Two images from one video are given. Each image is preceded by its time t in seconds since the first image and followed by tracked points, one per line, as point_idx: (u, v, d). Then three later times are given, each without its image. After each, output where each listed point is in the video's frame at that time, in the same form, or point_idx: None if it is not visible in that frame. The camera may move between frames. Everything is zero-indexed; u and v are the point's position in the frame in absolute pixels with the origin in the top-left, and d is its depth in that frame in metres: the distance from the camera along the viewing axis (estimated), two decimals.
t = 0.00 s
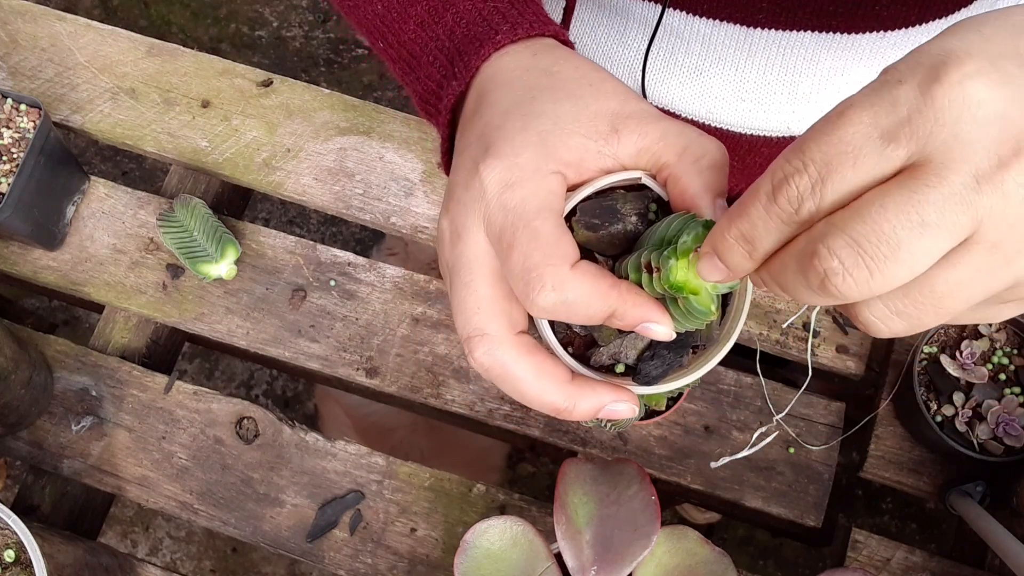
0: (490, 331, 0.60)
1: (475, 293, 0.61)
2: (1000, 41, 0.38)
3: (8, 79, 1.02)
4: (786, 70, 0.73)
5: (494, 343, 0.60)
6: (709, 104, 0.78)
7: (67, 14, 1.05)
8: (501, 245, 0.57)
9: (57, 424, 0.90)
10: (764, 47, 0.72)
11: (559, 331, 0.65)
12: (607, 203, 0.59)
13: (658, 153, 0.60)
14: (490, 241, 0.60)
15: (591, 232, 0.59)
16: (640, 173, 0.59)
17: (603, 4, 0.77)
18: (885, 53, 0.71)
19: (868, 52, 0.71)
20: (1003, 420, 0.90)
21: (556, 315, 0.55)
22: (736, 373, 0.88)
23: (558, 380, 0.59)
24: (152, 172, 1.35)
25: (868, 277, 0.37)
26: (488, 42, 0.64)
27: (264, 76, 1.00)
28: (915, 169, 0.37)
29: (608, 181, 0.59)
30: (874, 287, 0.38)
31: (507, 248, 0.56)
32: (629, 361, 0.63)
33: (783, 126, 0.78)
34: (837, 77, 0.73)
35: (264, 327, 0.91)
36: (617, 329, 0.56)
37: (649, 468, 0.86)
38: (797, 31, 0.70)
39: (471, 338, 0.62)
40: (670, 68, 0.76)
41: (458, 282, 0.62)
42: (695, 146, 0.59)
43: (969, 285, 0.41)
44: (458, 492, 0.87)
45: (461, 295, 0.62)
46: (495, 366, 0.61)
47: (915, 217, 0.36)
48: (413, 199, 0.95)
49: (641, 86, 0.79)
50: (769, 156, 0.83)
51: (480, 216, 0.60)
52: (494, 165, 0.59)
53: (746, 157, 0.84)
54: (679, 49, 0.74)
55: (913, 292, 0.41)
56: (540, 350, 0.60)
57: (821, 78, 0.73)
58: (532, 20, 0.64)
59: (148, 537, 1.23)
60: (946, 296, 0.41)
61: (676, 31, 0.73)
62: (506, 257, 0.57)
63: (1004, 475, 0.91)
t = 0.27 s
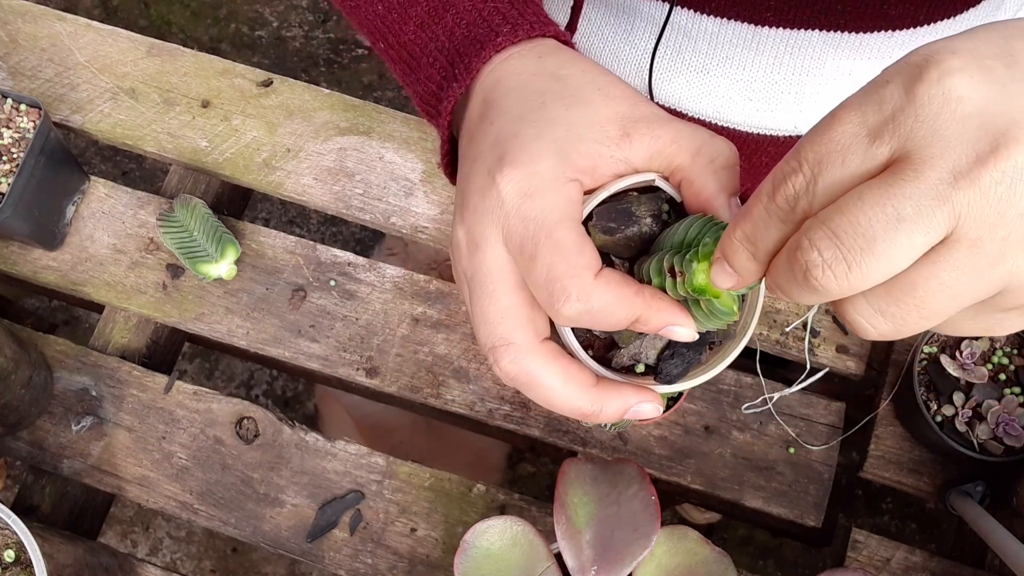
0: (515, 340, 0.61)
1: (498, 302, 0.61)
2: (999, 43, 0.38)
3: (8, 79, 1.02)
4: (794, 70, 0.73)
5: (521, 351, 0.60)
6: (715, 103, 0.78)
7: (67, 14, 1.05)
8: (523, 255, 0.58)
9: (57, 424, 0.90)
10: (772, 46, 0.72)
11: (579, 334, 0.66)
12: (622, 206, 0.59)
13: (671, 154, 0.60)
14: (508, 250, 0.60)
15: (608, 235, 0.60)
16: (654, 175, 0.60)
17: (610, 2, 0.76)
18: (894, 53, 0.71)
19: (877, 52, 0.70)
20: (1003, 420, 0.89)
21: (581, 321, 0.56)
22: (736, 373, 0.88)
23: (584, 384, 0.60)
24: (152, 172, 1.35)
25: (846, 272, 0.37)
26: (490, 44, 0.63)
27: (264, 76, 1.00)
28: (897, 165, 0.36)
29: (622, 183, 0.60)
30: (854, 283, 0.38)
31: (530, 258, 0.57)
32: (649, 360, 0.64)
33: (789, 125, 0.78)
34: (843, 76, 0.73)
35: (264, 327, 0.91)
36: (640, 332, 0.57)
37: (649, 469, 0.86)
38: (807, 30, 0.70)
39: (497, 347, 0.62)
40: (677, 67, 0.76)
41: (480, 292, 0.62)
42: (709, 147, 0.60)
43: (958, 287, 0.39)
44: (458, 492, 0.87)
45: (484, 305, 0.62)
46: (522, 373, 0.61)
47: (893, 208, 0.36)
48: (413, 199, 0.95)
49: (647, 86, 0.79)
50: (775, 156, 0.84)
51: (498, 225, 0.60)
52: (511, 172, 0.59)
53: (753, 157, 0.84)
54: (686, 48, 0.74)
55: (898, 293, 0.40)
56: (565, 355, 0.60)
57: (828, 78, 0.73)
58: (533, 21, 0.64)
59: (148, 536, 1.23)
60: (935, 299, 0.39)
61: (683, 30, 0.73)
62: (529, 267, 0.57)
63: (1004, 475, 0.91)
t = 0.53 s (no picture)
0: (525, 339, 0.60)
1: (508, 301, 0.60)
2: (988, 38, 0.37)
3: (8, 79, 1.02)
4: (800, 71, 0.73)
5: (530, 350, 0.59)
6: (722, 104, 0.77)
7: (67, 13, 1.05)
8: (534, 254, 0.57)
9: (57, 424, 0.90)
10: (779, 46, 0.71)
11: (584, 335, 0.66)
12: (631, 209, 0.60)
13: (681, 160, 0.60)
14: (520, 250, 0.59)
15: (616, 237, 0.61)
16: (663, 178, 0.60)
17: (615, 4, 0.76)
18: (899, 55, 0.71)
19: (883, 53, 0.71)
20: (1003, 420, 0.90)
21: (591, 321, 0.55)
22: (736, 373, 0.89)
23: (592, 385, 0.59)
24: (151, 172, 1.35)
25: (841, 265, 0.37)
26: (499, 44, 0.63)
27: (264, 76, 1.00)
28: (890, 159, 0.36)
29: (632, 185, 0.60)
30: (849, 275, 0.38)
31: (542, 258, 0.56)
32: (654, 362, 0.65)
33: (795, 127, 0.78)
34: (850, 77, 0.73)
35: (264, 327, 0.91)
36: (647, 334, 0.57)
37: (650, 469, 0.86)
38: (812, 31, 0.70)
39: (505, 346, 0.61)
40: (684, 67, 0.75)
41: (489, 290, 0.60)
42: (720, 150, 0.60)
43: (954, 278, 0.38)
44: (458, 492, 0.87)
45: (493, 303, 0.60)
46: (530, 372, 0.60)
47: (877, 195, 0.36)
48: (413, 199, 0.95)
49: (653, 86, 0.78)
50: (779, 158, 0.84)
51: (511, 224, 0.59)
52: (524, 173, 0.58)
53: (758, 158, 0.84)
54: (693, 49, 0.74)
55: (898, 287, 0.39)
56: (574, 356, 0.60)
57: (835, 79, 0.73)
58: (542, 22, 0.64)
59: (148, 537, 1.23)
60: (932, 291, 0.39)
61: (690, 30, 0.73)
62: (541, 268, 0.57)
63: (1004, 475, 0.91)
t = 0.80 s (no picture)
0: (527, 366, 0.58)
1: (507, 327, 0.58)
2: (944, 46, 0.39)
3: (8, 79, 1.02)
4: (805, 72, 0.71)
5: (531, 378, 0.59)
6: (725, 105, 0.75)
7: (67, 13, 1.05)
8: (536, 283, 0.56)
9: (57, 424, 0.90)
10: (783, 47, 0.70)
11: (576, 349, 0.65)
12: (627, 228, 0.60)
13: (676, 183, 0.59)
14: (519, 275, 0.57)
15: (610, 256, 0.61)
16: (658, 199, 0.59)
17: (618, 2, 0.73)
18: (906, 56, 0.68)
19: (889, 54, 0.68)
20: (1003, 420, 0.90)
21: (591, 349, 0.55)
22: (736, 373, 0.88)
23: (591, 408, 0.60)
24: (152, 172, 1.35)
25: (803, 235, 0.37)
26: (487, 41, 0.61)
27: (264, 76, 1.00)
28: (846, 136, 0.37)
29: (629, 206, 0.58)
30: (811, 246, 0.37)
31: (543, 287, 0.55)
32: (644, 375, 0.65)
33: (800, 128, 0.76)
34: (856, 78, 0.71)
35: (264, 327, 0.91)
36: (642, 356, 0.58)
37: (650, 469, 0.86)
38: (816, 32, 0.68)
39: (504, 372, 0.59)
40: (687, 69, 0.73)
41: (488, 315, 0.58)
42: (714, 176, 0.58)
43: (923, 252, 0.37)
44: (458, 492, 0.87)
45: (492, 328, 0.59)
46: (530, 397, 0.60)
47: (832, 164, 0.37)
48: (413, 199, 0.95)
49: (656, 87, 0.76)
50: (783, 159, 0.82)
51: (510, 249, 0.57)
52: (522, 197, 0.56)
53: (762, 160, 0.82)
54: (696, 49, 0.72)
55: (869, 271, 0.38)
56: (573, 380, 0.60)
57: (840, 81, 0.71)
58: (532, 19, 0.62)
59: (148, 536, 1.23)
60: (901, 274, 0.38)
61: (694, 31, 0.71)
62: (542, 296, 0.55)
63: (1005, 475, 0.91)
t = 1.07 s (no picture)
0: (535, 384, 0.59)
1: (515, 347, 0.58)
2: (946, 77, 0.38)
3: (8, 79, 1.02)
4: (807, 71, 0.70)
5: (540, 394, 0.59)
6: (727, 105, 0.75)
7: (67, 13, 1.05)
8: (546, 302, 0.56)
9: (57, 424, 0.90)
10: (785, 46, 0.69)
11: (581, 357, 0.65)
12: (628, 241, 0.60)
13: (678, 198, 0.58)
14: (528, 293, 0.57)
15: (614, 270, 0.60)
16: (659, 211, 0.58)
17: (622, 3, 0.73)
18: (907, 56, 0.68)
19: (891, 54, 0.68)
20: (1003, 420, 0.90)
21: (603, 364, 0.56)
22: (736, 373, 0.88)
23: (600, 421, 0.60)
24: (152, 172, 1.35)
25: (774, 247, 0.37)
26: (480, 49, 0.61)
27: (264, 76, 1.00)
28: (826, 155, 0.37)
29: (631, 220, 0.57)
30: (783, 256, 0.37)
31: (554, 307, 0.55)
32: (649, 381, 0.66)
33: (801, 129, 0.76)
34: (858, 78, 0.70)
35: (264, 327, 0.91)
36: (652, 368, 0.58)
37: (650, 469, 0.86)
38: (819, 31, 0.68)
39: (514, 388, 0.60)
40: (688, 69, 0.73)
41: (496, 333, 0.59)
42: (716, 189, 0.57)
43: (886, 278, 0.36)
44: (458, 492, 0.87)
45: (501, 346, 0.59)
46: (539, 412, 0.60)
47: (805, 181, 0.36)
48: (413, 199, 0.95)
49: (657, 87, 0.76)
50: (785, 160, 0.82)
51: (518, 267, 0.57)
52: (531, 216, 0.56)
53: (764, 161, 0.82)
54: (699, 49, 0.71)
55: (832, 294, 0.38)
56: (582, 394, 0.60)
57: (842, 81, 0.70)
58: (526, 28, 0.62)
59: (148, 537, 1.23)
60: (865, 298, 0.37)
61: (696, 31, 0.71)
62: (553, 316, 0.55)
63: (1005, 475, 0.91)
